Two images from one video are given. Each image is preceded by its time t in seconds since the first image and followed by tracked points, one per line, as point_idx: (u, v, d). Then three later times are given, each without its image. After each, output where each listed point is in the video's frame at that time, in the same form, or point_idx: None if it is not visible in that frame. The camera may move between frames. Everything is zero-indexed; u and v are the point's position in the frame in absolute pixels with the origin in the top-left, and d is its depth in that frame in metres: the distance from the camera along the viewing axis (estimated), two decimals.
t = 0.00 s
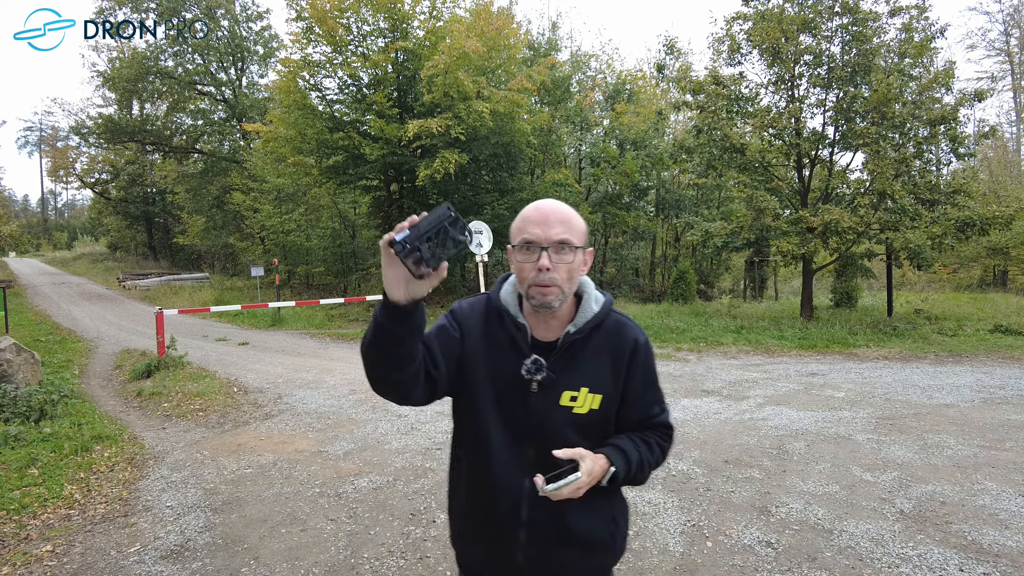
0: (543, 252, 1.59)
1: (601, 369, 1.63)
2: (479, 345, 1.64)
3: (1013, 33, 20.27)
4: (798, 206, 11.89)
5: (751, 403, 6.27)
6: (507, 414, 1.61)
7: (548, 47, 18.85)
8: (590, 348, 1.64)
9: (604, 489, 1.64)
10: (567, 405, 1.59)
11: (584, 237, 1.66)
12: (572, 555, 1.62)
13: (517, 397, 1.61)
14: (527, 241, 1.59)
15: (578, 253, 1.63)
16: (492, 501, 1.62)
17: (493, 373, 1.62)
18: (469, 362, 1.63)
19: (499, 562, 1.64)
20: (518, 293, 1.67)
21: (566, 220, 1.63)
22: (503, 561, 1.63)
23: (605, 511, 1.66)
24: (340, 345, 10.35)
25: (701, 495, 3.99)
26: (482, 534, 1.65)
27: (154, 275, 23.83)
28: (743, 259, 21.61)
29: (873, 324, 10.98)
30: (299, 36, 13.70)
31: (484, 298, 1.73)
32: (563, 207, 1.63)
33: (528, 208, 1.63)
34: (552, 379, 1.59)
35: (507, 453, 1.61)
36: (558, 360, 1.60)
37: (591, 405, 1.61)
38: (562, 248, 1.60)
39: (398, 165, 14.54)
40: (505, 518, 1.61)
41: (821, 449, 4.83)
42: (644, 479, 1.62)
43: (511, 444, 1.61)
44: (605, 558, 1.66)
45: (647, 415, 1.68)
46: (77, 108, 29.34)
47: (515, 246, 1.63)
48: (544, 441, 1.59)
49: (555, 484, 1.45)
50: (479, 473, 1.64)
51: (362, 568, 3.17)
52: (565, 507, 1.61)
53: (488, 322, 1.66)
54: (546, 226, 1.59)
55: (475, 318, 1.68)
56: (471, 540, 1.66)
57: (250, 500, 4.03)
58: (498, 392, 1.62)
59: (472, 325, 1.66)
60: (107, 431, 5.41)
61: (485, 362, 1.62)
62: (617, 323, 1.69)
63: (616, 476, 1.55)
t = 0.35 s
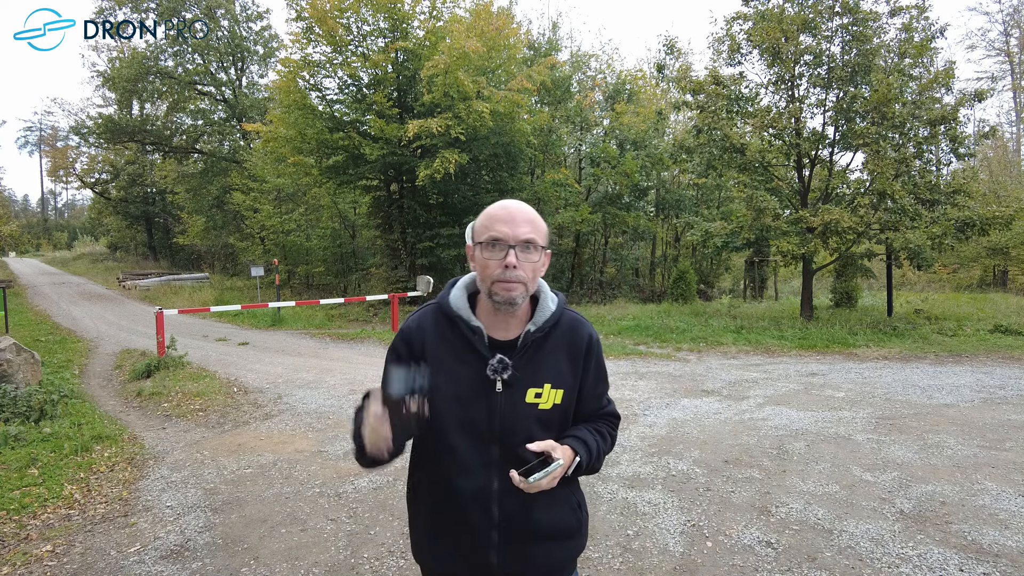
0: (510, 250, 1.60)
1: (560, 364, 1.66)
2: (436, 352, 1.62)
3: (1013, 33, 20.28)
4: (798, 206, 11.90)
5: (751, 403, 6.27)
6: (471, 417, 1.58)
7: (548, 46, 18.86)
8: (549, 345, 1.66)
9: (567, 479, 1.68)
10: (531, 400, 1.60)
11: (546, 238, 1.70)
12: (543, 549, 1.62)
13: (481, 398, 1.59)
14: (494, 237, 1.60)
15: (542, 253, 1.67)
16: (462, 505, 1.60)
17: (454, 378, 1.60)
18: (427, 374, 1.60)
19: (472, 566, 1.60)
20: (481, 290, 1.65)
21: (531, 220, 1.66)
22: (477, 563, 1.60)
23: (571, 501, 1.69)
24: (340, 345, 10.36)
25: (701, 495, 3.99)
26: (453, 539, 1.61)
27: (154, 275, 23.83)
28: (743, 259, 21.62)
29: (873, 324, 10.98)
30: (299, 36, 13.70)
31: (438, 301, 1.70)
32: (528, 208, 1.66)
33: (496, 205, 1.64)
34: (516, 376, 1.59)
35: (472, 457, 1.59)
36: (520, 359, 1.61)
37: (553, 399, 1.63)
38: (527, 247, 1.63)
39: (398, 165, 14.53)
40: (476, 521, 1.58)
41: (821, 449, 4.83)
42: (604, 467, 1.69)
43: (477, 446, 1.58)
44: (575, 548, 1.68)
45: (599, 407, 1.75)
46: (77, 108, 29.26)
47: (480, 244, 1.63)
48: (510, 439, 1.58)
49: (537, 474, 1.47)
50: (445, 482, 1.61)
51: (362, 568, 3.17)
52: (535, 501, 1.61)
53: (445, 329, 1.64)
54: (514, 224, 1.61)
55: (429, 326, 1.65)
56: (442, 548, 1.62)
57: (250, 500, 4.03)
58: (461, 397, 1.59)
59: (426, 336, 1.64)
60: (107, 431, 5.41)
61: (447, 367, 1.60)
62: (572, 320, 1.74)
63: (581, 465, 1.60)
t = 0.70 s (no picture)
0: (458, 256, 1.59)
1: (534, 360, 1.62)
2: (415, 361, 1.70)
3: (1013, 33, 20.27)
4: (798, 206, 11.90)
5: (751, 403, 6.28)
6: (447, 421, 1.62)
7: (548, 47, 18.86)
8: (520, 342, 1.63)
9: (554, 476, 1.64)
10: (503, 400, 1.59)
11: (499, 235, 1.67)
12: (530, 547, 1.60)
13: (455, 402, 1.62)
14: (443, 245, 1.60)
15: (495, 252, 1.64)
16: (448, 508, 1.63)
17: (430, 385, 1.66)
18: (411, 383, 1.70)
19: (463, 565, 1.63)
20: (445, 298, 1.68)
21: (478, 220, 1.64)
22: (467, 562, 1.63)
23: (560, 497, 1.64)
24: (340, 345, 10.36)
25: (701, 495, 3.99)
26: (444, 541, 1.65)
27: (154, 275, 23.85)
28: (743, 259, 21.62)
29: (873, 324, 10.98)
30: (299, 36, 13.70)
31: (414, 312, 1.76)
32: (474, 209, 1.65)
33: (440, 213, 1.64)
34: (484, 378, 1.59)
35: (454, 459, 1.62)
36: (488, 359, 1.61)
37: (527, 397, 1.60)
38: (477, 249, 1.61)
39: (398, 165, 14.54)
40: (462, 521, 1.61)
41: (822, 450, 4.83)
42: (591, 461, 1.63)
43: (455, 448, 1.62)
44: (568, 545, 1.64)
45: (585, 398, 1.69)
46: (77, 108, 29.24)
47: (432, 253, 1.63)
48: (486, 441, 1.58)
49: (510, 477, 1.45)
50: (434, 484, 1.66)
51: (362, 568, 3.17)
52: (521, 499, 1.60)
53: (421, 339, 1.71)
54: (460, 228, 1.60)
55: (409, 338, 1.75)
56: (436, 547, 1.67)
57: (250, 500, 4.03)
58: (437, 402, 1.64)
59: (407, 347, 1.74)
60: (107, 431, 5.42)
61: (422, 375, 1.67)
62: (545, 311, 1.69)
63: (567, 461, 1.56)
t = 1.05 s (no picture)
0: (469, 291, 1.49)
1: (532, 362, 1.61)
2: (417, 359, 1.70)
3: (1013, 33, 20.25)
4: (798, 206, 11.90)
5: (751, 403, 6.27)
6: (447, 419, 1.63)
7: (548, 47, 18.87)
8: (520, 345, 1.62)
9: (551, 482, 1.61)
10: (502, 401, 1.59)
11: (505, 253, 1.55)
12: (529, 547, 1.60)
13: (455, 401, 1.63)
14: (450, 280, 1.48)
15: (503, 277, 1.54)
16: (449, 505, 1.64)
17: (431, 384, 1.66)
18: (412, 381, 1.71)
19: (464, 562, 1.64)
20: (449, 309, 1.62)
21: (487, 253, 1.49)
22: (467, 561, 1.63)
23: (558, 498, 1.64)
24: (340, 346, 10.36)
25: (701, 495, 3.99)
26: (446, 538, 1.66)
27: (154, 275, 23.86)
28: (743, 259, 21.62)
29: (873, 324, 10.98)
30: (299, 36, 13.70)
31: (416, 308, 1.74)
32: (481, 234, 1.49)
33: (445, 240, 1.48)
34: (484, 379, 1.59)
35: (454, 457, 1.64)
36: (489, 361, 1.60)
37: (524, 399, 1.59)
38: (487, 282, 1.50)
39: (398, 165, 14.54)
40: (462, 519, 1.62)
41: (822, 450, 4.83)
42: (582, 472, 1.58)
43: (456, 446, 1.63)
44: (566, 545, 1.65)
45: (580, 404, 1.66)
46: (77, 108, 29.26)
47: (439, 282, 1.52)
48: (486, 439, 1.60)
49: (497, 457, 1.42)
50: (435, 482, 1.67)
51: (362, 568, 3.17)
52: (521, 498, 1.60)
53: (423, 337, 1.71)
54: (467, 263, 1.47)
55: (410, 335, 1.74)
56: (437, 544, 1.68)
57: (250, 500, 4.03)
58: (438, 402, 1.65)
59: (408, 344, 1.74)
60: (107, 431, 5.42)
61: (423, 373, 1.68)
62: (545, 313, 1.67)
63: (555, 467, 1.52)
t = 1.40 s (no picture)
0: (498, 293, 1.49)
1: (551, 363, 1.62)
2: (434, 355, 1.64)
3: (1013, 33, 20.26)
4: (798, 206, 11.90)
5: (751, 403, 6.27)
6: (465, 418, 1.60)
7: (548, 47, 18.87)
8: (540, 345, 1.62)
9: (564, 480, 1.64)
10: (522, 402, 1.58)
11: (533, 256, 1.55)
12: (544, 545, 1.62)
13: (473, 400, 1.59)
14: (480, 280, 1.47)
15: (530, 280, 1.55)
16: (464, 505, 1.61)
17: (448, 382, 1.62)
18: (428, 378, 1.64)
19: (477, 561, 1.62)
20: (470, 310, 1.60)
21: (518, 255, 1.50)
22: (481, 558, 1.62)
23: (572, 497, 1.66)
24: (340, 346, 10.36)
25: (701, 495, 3.99)
26: (458, 538, 1.63)
27: (154, 275, 23.86)
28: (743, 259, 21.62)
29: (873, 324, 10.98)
30: (299, 36, 13.70)
31: (435, 304, 1.69)
32: (514, 237, 1.51)
33: (476, 238, 1.48)
34: (506, 380, 1.57)
35: (471, 458, 1.59)
36: (510, 361, 1.59)
37: (544, 400, 1.60)
38: (516, 285, 1.51)
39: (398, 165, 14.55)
40: (478, 520, 1.59)
41: (822, 449, 4.82)
42: (600, 472, 1.62)
43: (472, 446, 1.59)
44: (578, 542, 1.68)
45: (594, 406, 1.69)
46: (77, 108, 29.31)
47: (466, 281, 1.51)
48: (505, 440, 1.58)
49: (538, 457, 1.43)
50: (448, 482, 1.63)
51: (362, 568, 3.17)
52: (537, 497, 1.62)
53: (439, 334, 1.65)
54: (498, 264, 1.46)
55: (426, 331, 1.67)
56: (448, 544, 1.64)
57: (250, 500, 4.03)
58: (455, 401, 1.61)
59: (424, 340, 1.66)
60: (107, 431, 5.42)
61: (440, 370, 1.62)
62: (563, 315, 1.67)
63: (579, 467, 1.55)
